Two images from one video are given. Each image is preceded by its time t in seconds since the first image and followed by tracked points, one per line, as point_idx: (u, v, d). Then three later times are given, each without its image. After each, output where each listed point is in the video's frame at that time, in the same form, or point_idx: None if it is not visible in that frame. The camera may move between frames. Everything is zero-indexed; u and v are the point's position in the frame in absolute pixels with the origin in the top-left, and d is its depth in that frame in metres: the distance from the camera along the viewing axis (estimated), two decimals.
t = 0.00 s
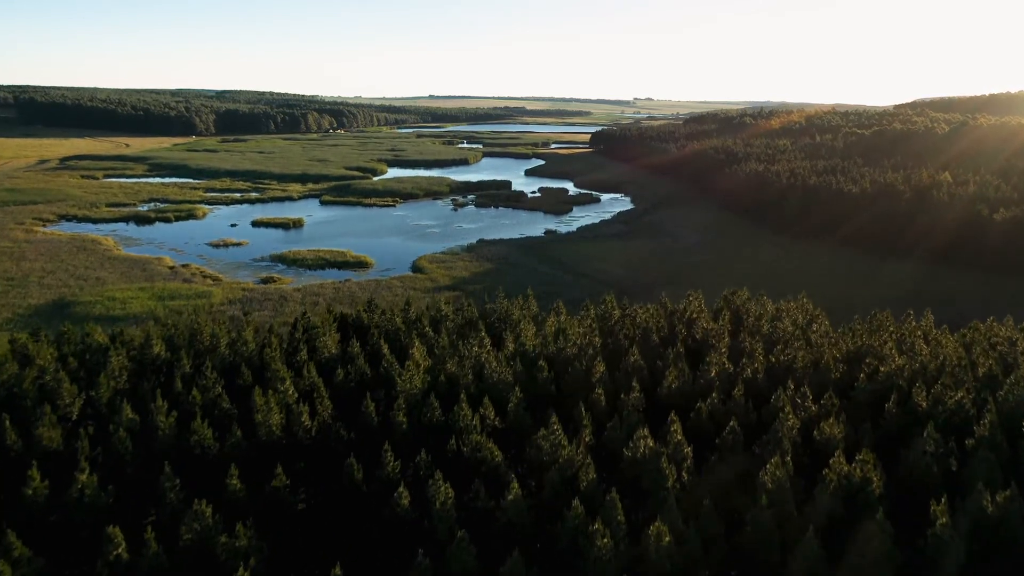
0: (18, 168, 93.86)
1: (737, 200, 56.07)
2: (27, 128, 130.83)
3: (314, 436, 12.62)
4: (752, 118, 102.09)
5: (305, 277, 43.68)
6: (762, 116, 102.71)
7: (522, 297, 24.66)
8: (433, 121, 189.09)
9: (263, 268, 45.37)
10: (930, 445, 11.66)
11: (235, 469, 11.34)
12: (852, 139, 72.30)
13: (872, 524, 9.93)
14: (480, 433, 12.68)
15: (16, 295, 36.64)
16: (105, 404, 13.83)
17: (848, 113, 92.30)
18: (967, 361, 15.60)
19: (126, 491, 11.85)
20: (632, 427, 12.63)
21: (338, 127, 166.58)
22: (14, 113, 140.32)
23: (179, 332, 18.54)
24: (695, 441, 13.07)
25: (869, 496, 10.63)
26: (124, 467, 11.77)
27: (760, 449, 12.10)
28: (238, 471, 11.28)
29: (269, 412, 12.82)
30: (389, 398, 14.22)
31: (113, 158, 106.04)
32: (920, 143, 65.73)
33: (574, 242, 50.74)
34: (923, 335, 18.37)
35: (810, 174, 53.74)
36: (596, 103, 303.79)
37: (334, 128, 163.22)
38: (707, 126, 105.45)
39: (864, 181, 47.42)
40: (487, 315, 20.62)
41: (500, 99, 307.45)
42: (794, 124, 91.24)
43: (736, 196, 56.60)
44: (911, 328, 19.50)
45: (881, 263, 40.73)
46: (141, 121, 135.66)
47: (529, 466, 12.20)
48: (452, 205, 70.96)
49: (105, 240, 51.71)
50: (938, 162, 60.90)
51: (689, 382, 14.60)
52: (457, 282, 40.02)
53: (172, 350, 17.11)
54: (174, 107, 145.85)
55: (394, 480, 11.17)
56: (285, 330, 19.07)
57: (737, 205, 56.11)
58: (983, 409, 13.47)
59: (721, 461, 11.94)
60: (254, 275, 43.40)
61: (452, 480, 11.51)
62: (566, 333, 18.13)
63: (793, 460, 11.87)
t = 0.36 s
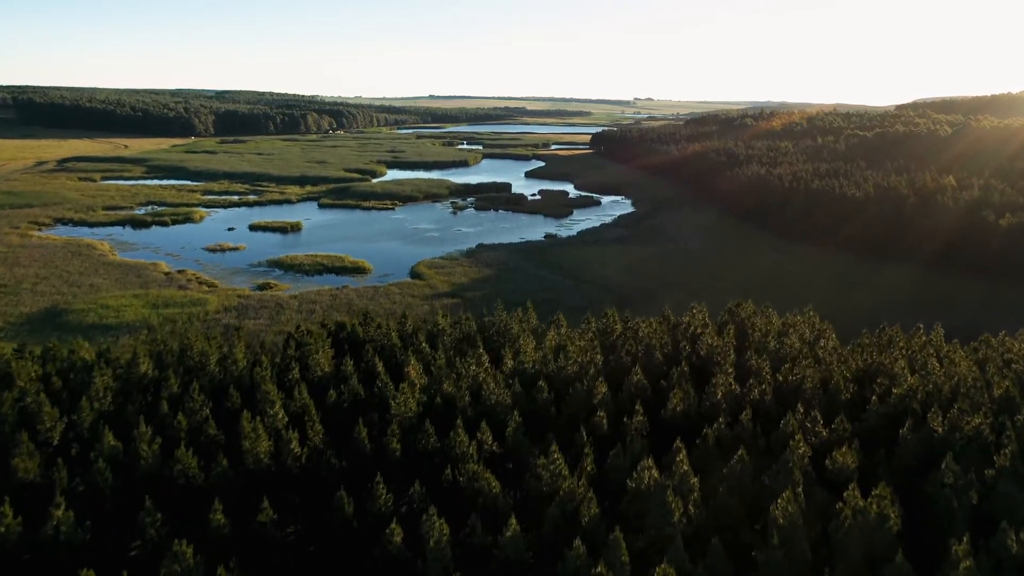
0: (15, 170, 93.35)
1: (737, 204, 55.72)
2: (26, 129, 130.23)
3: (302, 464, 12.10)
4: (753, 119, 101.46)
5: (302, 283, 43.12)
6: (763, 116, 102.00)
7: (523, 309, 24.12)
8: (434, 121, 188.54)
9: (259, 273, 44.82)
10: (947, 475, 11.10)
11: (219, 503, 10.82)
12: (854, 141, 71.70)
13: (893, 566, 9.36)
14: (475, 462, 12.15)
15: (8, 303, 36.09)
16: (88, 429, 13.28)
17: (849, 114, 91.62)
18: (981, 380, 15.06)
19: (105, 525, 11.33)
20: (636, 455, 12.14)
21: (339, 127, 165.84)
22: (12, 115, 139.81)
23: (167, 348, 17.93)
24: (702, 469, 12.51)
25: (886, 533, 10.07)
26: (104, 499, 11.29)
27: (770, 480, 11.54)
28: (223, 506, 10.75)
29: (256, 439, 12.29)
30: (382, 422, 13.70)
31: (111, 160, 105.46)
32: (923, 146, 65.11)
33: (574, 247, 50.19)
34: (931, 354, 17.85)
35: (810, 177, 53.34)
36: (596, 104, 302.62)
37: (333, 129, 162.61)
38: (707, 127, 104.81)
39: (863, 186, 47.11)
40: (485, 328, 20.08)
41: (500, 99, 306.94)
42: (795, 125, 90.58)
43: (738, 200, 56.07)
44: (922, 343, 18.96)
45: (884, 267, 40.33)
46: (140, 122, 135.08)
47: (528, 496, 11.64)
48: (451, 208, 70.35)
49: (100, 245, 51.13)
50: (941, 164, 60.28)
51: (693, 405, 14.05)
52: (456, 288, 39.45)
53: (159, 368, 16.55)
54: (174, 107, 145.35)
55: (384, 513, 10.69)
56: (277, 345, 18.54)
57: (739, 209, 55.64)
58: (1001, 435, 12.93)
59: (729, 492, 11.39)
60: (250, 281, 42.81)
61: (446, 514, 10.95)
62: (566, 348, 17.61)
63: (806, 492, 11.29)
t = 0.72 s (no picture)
0: (12, 172, 92.81)
1: (737, 207, 55.25)
2: (24, 130, 129.66)
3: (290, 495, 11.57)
4: (755, 120, 100.79)
5: (299, 289, 42.59)
6: (765, 117, 101.29)
7: (522, 321, 23.59)
8: (434, 122, 187.90)
9: (256, 279, 44.31)
10: (967, 509, 10.56)
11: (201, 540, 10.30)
12: (857, 143, 71.03)
13: None
14: (472, 491, 11.62)
15: (0, 310, 35.55)
16: (68, 455, 12.75)
17: (850, 115, 90.96)
18: (996, 401, 14.53)
19: (83, 561, 10.83)
20: (640, 486, 11.63)
21: (338, 128, 165.12)
22: (12, 115, 139.32)
23: (155, 364, 17.40)
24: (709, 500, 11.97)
25: (906, 575, 9.51)
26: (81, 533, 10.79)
27: (779, 513, 11.01)
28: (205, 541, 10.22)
29: (243, 468, 11.76)
30: (375, 447, 13.16)
31: (109, 162, 104.85)
32: (927, 148, 64.46)
33: (574, 251, 49.69)
34: (941, 370, 17.33)
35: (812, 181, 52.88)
36: (597, 103, 301.96)
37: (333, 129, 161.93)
38: (707, 128, 104.13)
39: (863, 189, 46.69)
40: (483, 342, 19.52)
41: (501, 99, 306.41)
42: (797, 125, 89.85)
43: (738, 203, 55.67)
44: (931, 359, 18.46)
45: (883, 270, 40.09)
46: (139, 123, 134.47)
47: (528, 529, 11.10)
48: (451, 211, 69.80)
49: (95, 249, 50.64)
50: (945, 166, 59.62)
51: (699, 428, 13.53)
52: (456, 295, 38.92)
53: (146, 387, 16.02)
54: (173, 108, 144.75)
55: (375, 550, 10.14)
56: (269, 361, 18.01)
57: (739, 213, 55.20)
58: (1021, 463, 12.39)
59: (737, 526, 10.88)
60: (247, 287, 42.31)
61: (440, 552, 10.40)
62: (566, 366, 17.09)
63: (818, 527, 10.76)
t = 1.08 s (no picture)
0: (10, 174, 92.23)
1: (738, 211, 54.71)
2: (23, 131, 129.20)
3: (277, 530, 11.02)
4: (756, 121, 100.08)
5: (296, 295, 42.02)
6: (767, 118, 100.56)
7: (521, 333, 23.01)
8: (434, 122, 187.31)
9: (253, 285, 43.75)
10: (990, 549, 10.00)
11: None
12: (859, 145, 70.37)
13: None
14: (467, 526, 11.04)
15: None
16: (48, 484, 12.19)
17: (851, 116, 90.36)
18: (1013, 424, 13.99)
19: None
20: (644, 520, 11.08)
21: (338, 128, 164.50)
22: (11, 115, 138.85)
23: (142, 381, 16.80)
24: (717, 534, 11.42)
25: None
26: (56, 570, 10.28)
27: (791, 550, 10.47)
28: None
29: (228, 500, 11.22)
30: (368, 476, 12.63)
31: (107, 163, 104.28)
32: (930, 150, 63.76)
33: (574, 255, 49.12)
34: (953, 388, 16.75)
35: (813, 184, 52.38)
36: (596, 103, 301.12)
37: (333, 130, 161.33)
38: (709, 129, 103.42)
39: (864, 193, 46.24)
40: (481, 357, 18.92)
41: (501, 99, 305.83)
42: (799, 126, 89.13)
43: (739, 206, 55.11)
44: (944, 376, 17.85)
45: (882, 274, 39.68)
46: (138, 123, 133.91)
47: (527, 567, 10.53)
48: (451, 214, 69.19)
49: (90, 254, 50.08)
50: (949, 169, 58.92)
51: (704, 454, 12.95)
52: (455, 302, 38.35)
53: (132, 407, 15.44)
54: (172, 108, 144.12)
55: None
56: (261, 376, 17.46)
57: (740, 216, 54.66)
58: None
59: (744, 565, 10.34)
60: (243, 293, 41.75)
61: None
62: (567, 385, 16.51)
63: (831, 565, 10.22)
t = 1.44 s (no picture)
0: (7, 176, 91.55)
1: (738, 214, 54.20)
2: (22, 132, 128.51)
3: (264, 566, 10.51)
4: (757, 121, 99.48)
5: (293, 302, 41.45)
6: (767, 118, 100.00)
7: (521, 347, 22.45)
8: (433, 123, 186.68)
9: (249, 291, 43.18)
10: None
11: None
12: (860, 147, 69.84)
13: None
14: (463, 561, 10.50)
15: None
16: (25, 516, 11.68)
17: (853, 117, 89.85)
18: None
19: None
20: (648, 555, 10.56)
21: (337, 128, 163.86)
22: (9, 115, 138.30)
23: (128, 400, 16.20)
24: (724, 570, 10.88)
25: None
26: None
27: None
28: None
29: (211, 534, 10.68)
30: (360, 506, 12.10)
31: (105, 165, 103.61)
32: (932, 152, 63.22)
33: (574, 260, 48.59)
34: (966, 408, 16.19)
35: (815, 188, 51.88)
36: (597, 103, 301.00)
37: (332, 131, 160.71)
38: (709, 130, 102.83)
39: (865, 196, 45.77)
40: (479, 373, 18.34)
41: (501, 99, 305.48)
42: (800, 127, 88.54)
43: (740, 210, 54.59)
44: (956, 393, 17.31)
45: (883, 278, 39.23)
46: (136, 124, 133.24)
47: None
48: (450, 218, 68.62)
49: (85, 259, 49.50)
50: (951, 171, 58.40)
51: (710, 480, 12.41)
52: (453, 308, 37.82)
53: (117, 427, 14.86)
54: (171, 109, 143.43)
55: None
56: (252, 395, 16.91)
57: (741, 219, 54.14)
58: None
59: None
60: (239, 300, 41.17)
61: None
62: (568, 405, 15.97)
63: None
